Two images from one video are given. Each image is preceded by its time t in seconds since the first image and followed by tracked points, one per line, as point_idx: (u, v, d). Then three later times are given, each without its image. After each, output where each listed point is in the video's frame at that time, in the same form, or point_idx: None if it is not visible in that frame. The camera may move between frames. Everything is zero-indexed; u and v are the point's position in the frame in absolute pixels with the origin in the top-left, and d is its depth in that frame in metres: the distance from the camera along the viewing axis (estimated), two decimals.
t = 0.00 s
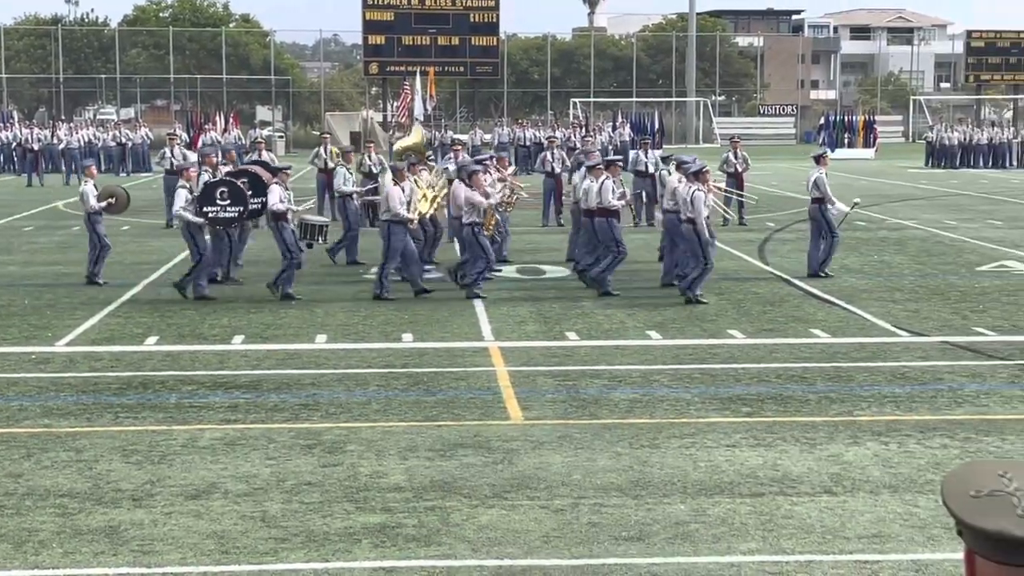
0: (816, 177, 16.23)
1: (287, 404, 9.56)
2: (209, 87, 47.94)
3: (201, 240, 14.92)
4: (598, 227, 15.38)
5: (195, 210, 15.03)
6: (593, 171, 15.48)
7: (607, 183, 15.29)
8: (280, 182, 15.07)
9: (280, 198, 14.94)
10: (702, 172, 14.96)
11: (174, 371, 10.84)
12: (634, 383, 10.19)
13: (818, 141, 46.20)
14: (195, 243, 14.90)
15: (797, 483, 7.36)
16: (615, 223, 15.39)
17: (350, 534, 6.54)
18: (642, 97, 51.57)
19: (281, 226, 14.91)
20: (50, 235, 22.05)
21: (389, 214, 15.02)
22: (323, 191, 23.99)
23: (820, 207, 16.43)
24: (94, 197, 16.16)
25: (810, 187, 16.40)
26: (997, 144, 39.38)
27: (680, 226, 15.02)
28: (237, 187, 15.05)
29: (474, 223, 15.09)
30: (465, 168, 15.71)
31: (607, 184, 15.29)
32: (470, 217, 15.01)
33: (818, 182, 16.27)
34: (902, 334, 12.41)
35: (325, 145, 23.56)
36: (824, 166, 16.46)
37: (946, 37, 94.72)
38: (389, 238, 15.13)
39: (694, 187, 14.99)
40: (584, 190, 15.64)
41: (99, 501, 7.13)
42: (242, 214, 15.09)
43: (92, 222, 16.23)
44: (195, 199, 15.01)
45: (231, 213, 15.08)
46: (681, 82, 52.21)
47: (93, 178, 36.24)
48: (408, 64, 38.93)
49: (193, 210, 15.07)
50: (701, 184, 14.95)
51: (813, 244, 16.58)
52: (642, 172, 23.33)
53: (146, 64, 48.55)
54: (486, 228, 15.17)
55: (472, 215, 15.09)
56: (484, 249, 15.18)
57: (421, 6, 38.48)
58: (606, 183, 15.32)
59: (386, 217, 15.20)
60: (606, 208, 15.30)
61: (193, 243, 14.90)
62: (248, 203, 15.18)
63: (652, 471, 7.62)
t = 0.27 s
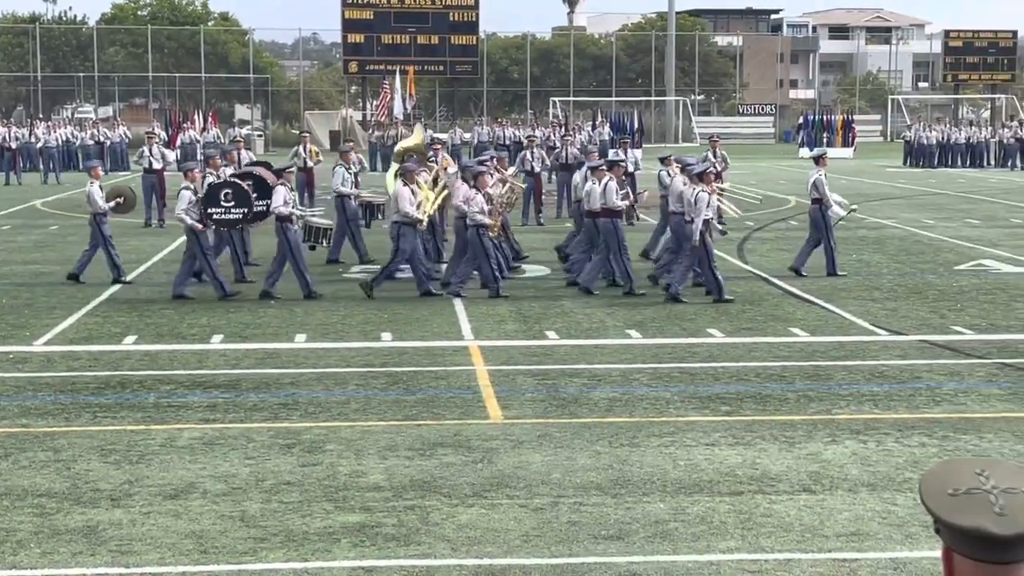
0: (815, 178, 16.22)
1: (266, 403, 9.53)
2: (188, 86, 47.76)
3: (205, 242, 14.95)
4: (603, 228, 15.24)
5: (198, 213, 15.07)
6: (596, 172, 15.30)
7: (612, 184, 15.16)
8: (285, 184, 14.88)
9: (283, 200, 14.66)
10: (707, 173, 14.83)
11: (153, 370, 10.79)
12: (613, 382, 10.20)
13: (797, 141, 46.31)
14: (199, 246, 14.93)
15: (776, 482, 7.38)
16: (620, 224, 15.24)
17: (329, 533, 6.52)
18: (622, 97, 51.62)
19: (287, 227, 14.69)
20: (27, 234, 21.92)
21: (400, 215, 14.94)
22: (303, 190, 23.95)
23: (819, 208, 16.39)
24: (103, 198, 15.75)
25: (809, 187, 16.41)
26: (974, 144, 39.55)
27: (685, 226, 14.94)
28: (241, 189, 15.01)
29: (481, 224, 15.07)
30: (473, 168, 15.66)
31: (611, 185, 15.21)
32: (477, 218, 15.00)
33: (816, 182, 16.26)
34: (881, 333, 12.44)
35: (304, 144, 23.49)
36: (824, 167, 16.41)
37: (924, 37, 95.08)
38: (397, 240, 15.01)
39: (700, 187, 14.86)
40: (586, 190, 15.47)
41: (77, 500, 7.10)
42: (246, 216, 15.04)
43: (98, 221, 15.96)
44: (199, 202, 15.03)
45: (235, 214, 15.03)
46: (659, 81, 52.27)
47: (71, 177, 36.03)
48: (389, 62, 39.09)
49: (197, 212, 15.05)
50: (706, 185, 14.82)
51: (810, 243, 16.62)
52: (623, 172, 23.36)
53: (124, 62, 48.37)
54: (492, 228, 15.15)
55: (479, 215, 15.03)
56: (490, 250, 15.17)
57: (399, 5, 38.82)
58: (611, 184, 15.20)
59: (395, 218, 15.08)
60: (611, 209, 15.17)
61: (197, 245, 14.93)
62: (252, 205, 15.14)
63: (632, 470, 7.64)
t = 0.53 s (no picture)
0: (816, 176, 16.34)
1: (245, 403, 9.50)
2: (167, 85, 47.58)
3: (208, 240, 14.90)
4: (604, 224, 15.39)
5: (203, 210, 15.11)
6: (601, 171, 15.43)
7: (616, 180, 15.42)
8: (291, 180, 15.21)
9: (292, 198, 15.13)
10: (713, 171, 14.95)
11: (132, 370, 10.75)
12: (593, 382, 10.20)
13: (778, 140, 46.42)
14: (204, 244, 14.88)
15: (756, 480, 7.41)
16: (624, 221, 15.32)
17: (310, 533, 6.51)
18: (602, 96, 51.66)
19: (291, 224, 15.11)
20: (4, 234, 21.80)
21: (403, 211, 15.15)
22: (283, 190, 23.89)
23: (816, 206, 16.51)
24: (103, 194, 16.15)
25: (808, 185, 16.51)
26: (953, 143, 39.71)
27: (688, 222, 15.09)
28: (247, 186, 15.02)
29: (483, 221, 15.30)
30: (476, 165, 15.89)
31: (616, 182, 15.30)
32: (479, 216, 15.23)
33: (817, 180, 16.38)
34: (860, 332, 12.48)
35: (284, 143, 23.43)
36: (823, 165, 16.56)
37: (903, 37, 95.40)
38: (404, 235, 15.23)
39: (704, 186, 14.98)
40: (589, 189, 15.81)
41: (56, 501, 7.06)
42: (251, 213, 15.07)
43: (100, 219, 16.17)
44: (204, 199, 15.02)
45: (240, 212, 15.05)
46: (639, 80, 52.33)
47: (49, 176, 35.85)
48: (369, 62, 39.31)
49: (202, 209, 15.05)
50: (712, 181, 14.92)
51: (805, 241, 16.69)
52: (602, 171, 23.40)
53: (103, 62, 48.15)
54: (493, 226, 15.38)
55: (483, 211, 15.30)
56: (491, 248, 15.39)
57: (379, 4, 39.07)
58: (615, 183, 15.50)
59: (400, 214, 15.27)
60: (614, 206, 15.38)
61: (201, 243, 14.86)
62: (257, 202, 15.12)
63: (613, 469, 7.65)
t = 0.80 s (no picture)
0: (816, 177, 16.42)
1: (224, 404, 9.47)
2: (145, 85, 47.39)
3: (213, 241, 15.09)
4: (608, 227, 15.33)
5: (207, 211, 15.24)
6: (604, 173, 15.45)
7: (622, 182, 15.33)
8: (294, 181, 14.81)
9: (296, 199, 14.65)
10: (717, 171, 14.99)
11: (111, 371, 10.71)
12: (574, 382, 10.20)
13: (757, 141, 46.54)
14: (206, 243, 15.08)
15: (736, 480, 7.42)
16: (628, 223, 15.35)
17: (289, 534, 6.49)
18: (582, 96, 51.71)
19: (295, 227, 14.67)
20: None
21: (407, 213, 14.86)
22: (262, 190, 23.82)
23: (817, 207, 16.58)
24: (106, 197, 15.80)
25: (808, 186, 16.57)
26: (931, 144, 39.86)
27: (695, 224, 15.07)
28: (250, 189, 15.01)
29: (488, 224, 15.18)
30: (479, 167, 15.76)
31: (620, 184, 15.32)
32: (485, 218, 15.12)
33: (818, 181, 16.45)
34: (839, 332, 12.51)
35: (263, 143, 23.38)
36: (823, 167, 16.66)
37: (882, 37, 95.77)
38: (409, 238, 15.01)
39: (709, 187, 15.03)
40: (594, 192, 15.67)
41: (35, 502, 7.03)
42: (254, 216, 15.05)
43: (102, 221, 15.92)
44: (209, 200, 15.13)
45: (243, 214, 15.06)
46: (619, 80, 52.38)
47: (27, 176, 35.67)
48: (348, 62, 39.27)
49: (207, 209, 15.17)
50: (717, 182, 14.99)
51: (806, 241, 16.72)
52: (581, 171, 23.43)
53: (81, 62, 47.94)
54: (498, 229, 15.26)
55: (489, 213, 15.14)
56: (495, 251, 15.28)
57: (359, 4, 39.10)
58: (620, 183, 15.34)
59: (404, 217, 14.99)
60: (620, 208, 15.29)
61: (203, 243, 15.07)
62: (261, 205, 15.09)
63: (593, 469, 7.65)
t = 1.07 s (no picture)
0: (812, 176, 16.56)
1: (203, 406, 9.44)
2: (122, 86, 47.20)
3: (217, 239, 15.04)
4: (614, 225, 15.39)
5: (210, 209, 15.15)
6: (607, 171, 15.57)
7: (624, 182, 15.48)
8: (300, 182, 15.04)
9: (300, 199, 14.89)
10: (720, 171, 15.08)
11: (88, 373, 10.66)
12: (553, 383, 10.21)
13: (736, 142, 46.68)
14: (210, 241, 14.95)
15: (715, 480, 7.43)
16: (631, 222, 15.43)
17: (267, 536, 6.47)
18: (560, 97, 51.77)
19: (301, 225, 14.82)
20: None
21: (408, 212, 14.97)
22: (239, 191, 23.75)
23: (815, 206, 16.71)
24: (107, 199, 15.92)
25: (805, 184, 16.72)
26: (908, 145, 40.08)
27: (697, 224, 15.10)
28: (254, 187, 15.07)
29: (490, 223, 15.28)
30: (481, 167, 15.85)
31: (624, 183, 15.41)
32: (486, 217, 15.21)
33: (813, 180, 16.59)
34: (817, 333, 12.57)
35: (242, 144, 23.31)
36: (818, 165, 16.68)
37: (858, 39, 96.12)
38: (409, 235, 15.29)
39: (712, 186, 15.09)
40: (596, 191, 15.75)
41: (11, 505, 6.99)
42: (258, 214, 15.08)
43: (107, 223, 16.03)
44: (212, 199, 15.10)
45: (248, 212, 15.09)
46: (597, 82, 52.44)
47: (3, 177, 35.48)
48: (326, 63, 39.26)
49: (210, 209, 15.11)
50: (717, 182, 15.09)
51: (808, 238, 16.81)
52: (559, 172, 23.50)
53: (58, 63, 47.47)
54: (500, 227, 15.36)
55: (489, 213, 15.28)
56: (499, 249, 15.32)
57: (338, 5, 39.06)
58: (622, 183, 15.50)
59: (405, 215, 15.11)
60: (621, 207, 15.40)
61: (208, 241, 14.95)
62: (265, 203, 15.16)
63: (572, 470, 7.65)
